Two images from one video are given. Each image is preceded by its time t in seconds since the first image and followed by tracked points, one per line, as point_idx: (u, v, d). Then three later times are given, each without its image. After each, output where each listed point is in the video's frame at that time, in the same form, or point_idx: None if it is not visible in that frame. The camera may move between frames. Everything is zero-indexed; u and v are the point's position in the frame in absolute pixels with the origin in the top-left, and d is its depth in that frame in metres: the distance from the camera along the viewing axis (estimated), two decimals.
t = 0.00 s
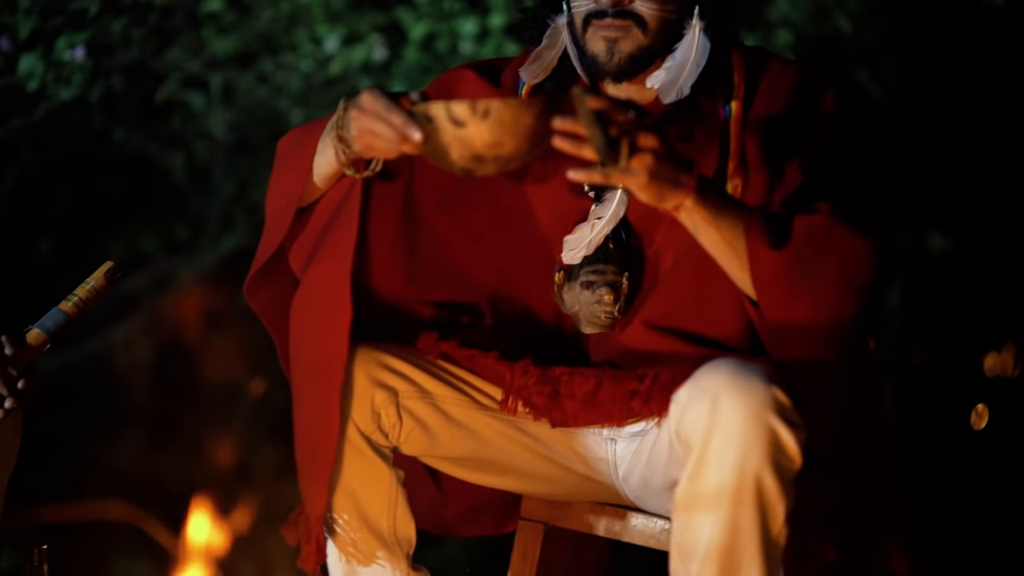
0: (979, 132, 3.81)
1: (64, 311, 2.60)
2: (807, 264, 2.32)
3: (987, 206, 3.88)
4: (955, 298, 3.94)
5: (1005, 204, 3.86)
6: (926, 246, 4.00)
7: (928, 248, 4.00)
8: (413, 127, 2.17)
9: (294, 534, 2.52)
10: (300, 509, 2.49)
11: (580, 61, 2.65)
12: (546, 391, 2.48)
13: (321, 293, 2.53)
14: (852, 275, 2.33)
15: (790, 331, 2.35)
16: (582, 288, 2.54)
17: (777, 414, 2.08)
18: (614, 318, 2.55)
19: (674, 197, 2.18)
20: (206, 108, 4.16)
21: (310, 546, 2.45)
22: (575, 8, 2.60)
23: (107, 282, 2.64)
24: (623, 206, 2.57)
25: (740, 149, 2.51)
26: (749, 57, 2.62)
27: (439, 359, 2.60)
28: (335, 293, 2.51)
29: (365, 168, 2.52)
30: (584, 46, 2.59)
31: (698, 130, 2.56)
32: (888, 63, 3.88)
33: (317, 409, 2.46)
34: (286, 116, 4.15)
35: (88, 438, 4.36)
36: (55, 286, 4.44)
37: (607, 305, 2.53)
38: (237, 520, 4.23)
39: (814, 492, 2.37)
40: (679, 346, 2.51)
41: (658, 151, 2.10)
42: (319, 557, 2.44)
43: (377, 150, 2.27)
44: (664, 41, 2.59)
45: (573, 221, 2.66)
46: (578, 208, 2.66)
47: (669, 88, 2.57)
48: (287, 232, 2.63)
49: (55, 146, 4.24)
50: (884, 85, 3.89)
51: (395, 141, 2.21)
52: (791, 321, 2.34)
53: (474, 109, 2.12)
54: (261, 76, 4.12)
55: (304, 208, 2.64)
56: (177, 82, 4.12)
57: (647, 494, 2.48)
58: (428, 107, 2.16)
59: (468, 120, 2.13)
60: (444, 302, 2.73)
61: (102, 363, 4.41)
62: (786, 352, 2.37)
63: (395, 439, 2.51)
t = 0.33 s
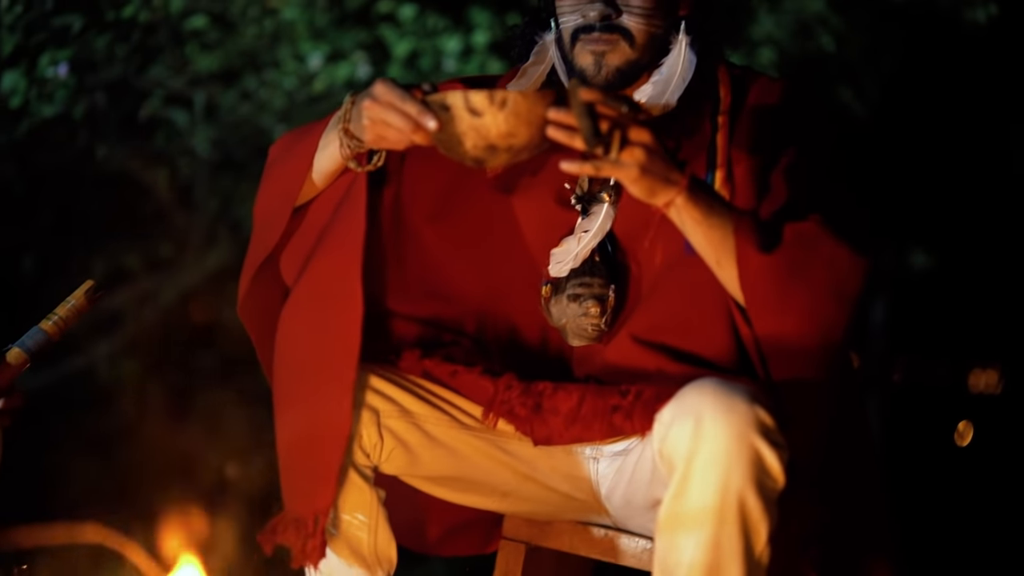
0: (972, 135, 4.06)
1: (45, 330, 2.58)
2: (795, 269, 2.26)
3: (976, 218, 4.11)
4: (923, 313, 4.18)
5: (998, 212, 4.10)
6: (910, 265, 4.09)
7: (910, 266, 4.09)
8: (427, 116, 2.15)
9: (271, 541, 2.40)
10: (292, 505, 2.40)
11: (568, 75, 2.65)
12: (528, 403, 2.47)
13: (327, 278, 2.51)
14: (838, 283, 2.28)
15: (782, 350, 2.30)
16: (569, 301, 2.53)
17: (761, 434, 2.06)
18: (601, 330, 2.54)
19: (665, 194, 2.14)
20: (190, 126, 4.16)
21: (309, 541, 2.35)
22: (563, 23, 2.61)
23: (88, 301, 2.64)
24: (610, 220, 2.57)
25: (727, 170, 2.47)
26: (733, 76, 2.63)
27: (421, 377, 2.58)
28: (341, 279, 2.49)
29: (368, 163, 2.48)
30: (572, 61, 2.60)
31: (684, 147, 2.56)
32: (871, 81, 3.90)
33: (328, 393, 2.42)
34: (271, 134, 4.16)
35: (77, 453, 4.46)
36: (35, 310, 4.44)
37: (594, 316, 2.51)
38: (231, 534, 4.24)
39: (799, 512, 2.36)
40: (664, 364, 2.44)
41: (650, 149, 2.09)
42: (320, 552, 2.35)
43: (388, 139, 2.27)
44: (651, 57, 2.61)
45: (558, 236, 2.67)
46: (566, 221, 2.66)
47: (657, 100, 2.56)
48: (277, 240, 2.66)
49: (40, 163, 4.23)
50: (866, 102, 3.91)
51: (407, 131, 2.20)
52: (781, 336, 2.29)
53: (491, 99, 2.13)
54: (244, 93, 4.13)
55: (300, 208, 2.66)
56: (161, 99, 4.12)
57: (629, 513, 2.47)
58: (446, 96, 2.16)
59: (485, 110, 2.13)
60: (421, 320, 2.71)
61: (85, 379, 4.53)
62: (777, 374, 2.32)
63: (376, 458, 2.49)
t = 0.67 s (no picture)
0: (963, 150, 4.07)
1: (25, 346, 2.56)
2: (782, 275, 2.27)
3: (970, 237, 4.05)
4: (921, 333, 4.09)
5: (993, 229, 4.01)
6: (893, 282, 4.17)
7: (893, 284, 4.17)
8: (433, 109, 2.16)
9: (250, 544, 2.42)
10: (288, 504, 2.40)
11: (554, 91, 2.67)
12: (512, 416, 2.43)
13: (331, 273, 2.50)
14: (822, 290, 2.30)
15: (776, 366, 2.32)
16: (554, 312, 2.48)
17: (744, 453, 2.05)
18: (585, 342, 2.49)
19: (660, 187, 2.15)
20: (173, 141, 4.20)
21: (311, 540, 2.35)
22: (548, 39, 2.61)
23: (68, 317, 2.64)
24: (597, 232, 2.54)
25: (714, 175, 2.46)
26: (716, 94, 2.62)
27: (402, 394, 2.54)
28: (345, 275, 2.49)
29: (370, 158, 2.49)
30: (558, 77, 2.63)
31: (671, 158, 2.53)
32: (853, 99, 4.13)
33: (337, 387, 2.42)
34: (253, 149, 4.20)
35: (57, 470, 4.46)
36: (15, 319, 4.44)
37: (580, 326, 2.46)
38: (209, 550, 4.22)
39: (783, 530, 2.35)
40: (645, 378, 2.44)
41: (648, 141, 2.10)
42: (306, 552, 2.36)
43: (391, 136, 2.29)
44: (637, 70, 2.61)
45: (544, 249, 2.64)
46: (550, 233, 2.64)
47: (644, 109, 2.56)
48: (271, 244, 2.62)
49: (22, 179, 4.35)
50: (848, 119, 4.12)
51: (412, 125, 2.21)
52: (769, 346, 2.31)
53: (498, 91, 2.11)
54: (227, 108, 4.16)
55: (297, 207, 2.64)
56: (144, 114, 4.15)
57: (610, 531, 2.42)
58: (453, 88, 2.15)
59: (492, 102, 2.12)
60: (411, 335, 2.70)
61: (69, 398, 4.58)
62: (764, 393, 2.35)
63: (357, 476, 2.48)
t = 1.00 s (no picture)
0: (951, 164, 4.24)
1: (7, 360, 2.55)
2: (771, 273, 2.27)
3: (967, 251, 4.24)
4: (911, 352, 4.41)
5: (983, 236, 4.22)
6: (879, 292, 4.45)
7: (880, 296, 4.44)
8: (440, 102, 2.13)
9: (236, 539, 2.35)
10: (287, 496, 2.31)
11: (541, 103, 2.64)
12: (497, 426, 2.38)
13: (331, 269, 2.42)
14: (815, 293, 2.28)
15: (767, 374, 2.32)
16: (541, 318, 2.45)
17: (730, 465, 2.04)
18: (572, 348, 2.45)
19: (655, 180, 2.19)
20: (159, 154, 4.23)
21: (304, 533, 2.30)
22: (538, 53, 2.60)
23: (51, 332, 2.62)
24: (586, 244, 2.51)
25: (702, 160, 2.46)
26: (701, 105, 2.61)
27: (390, 407, 2.44)
28: (344, 271, 2.41)
29: (370, 153, 2.45)
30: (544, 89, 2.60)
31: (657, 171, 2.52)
32: (840, 112, 4.19)
33: (338, 384, 2.34)
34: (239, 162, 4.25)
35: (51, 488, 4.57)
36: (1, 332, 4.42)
37: (567, 331, 2.43)
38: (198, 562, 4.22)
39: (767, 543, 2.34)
40: (633, 389, 2.42)
41: (646, 134, 2.12)
42: (294, 544, 2.31)
43: (393, 129, 2.26)
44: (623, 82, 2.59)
45: (532, 256, 2.59)
46: (539, 243, 2.59)
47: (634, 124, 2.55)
48: (268, 243, 2.54)
49: (10, 190, 4.27)
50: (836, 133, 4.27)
51: (416, 118, 2.18)
52: (761, 351, 2.30)
53: (503, 84, 2.08)
54: (214, 121, 4.19)
55: (293, 202, 2.56)
56: (130, 127, 4.18)
57: (597, 544, 2.36)
58: (459, 80, 2.12)
59: (497, 94, 2.08)
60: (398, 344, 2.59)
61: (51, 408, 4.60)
62: (754, 408, 2.35)
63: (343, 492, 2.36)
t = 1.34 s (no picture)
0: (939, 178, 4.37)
1: None
2: (761, 273, 2.29)
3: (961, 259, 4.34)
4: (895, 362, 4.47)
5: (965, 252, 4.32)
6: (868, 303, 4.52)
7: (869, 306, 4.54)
8: (444, 95, 2.15)
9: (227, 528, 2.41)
10: (282, 482, 2.33)
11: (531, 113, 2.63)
12: (489, 440, 2.38)
13: (329, 263, 2.42)
14: (806, 296, 2.30)
15: (758, 375, 2.34)
16: (532, 323, 2.45)
17: (720, 478, 2.04)
18: (562, 352, 2.44)
19: (653, 176, 2.18)
20: (148, 164, 4.23)
21: (303, 521, 2.32)
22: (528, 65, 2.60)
23: (38, 342, 2.61)
24: (576, 251, 2.51)
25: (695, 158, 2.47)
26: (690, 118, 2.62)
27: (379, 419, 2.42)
28: (341, 264, 2.42)
29: (371, 148, 2.43)
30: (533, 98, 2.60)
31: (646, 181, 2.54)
32: (830, 123, 4.32)
33: (337, 374, 2.36)
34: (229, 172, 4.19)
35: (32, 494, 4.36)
36: None
37: (557, 333, 2.42)
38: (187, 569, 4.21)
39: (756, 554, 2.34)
40: (625, 401, 2.41)
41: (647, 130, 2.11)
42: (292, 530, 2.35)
43: (395, 124, 2.28)
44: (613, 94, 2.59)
45: (524, 262, 2.57)
46: (528, 250, 2.57)
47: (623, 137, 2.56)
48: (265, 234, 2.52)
49: None
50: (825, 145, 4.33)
51: (419, 112, 2.20)
52: (752, 351, 2.33)
53: (508, 78, 2.10)
54: (203, 131, 4.17)
55: (291, 196, 2.54)
56: (119, 137, 4.21)
57: (585, 556, 2.34)
58: (464, 74, 2.14)
59: (501, 89, 2.10)
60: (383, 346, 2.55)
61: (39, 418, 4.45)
62: (745, 418, 2.37)
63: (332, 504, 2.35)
